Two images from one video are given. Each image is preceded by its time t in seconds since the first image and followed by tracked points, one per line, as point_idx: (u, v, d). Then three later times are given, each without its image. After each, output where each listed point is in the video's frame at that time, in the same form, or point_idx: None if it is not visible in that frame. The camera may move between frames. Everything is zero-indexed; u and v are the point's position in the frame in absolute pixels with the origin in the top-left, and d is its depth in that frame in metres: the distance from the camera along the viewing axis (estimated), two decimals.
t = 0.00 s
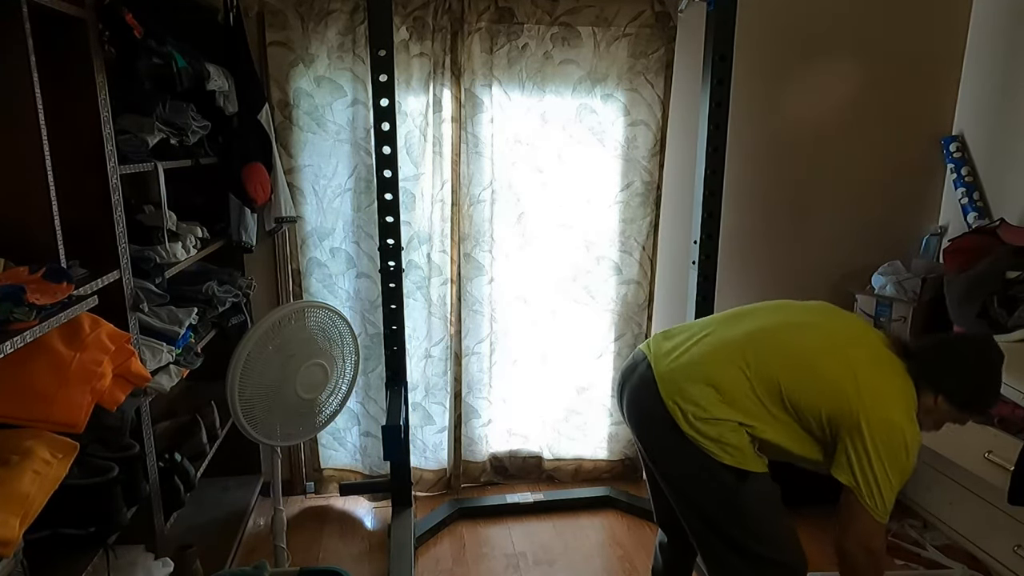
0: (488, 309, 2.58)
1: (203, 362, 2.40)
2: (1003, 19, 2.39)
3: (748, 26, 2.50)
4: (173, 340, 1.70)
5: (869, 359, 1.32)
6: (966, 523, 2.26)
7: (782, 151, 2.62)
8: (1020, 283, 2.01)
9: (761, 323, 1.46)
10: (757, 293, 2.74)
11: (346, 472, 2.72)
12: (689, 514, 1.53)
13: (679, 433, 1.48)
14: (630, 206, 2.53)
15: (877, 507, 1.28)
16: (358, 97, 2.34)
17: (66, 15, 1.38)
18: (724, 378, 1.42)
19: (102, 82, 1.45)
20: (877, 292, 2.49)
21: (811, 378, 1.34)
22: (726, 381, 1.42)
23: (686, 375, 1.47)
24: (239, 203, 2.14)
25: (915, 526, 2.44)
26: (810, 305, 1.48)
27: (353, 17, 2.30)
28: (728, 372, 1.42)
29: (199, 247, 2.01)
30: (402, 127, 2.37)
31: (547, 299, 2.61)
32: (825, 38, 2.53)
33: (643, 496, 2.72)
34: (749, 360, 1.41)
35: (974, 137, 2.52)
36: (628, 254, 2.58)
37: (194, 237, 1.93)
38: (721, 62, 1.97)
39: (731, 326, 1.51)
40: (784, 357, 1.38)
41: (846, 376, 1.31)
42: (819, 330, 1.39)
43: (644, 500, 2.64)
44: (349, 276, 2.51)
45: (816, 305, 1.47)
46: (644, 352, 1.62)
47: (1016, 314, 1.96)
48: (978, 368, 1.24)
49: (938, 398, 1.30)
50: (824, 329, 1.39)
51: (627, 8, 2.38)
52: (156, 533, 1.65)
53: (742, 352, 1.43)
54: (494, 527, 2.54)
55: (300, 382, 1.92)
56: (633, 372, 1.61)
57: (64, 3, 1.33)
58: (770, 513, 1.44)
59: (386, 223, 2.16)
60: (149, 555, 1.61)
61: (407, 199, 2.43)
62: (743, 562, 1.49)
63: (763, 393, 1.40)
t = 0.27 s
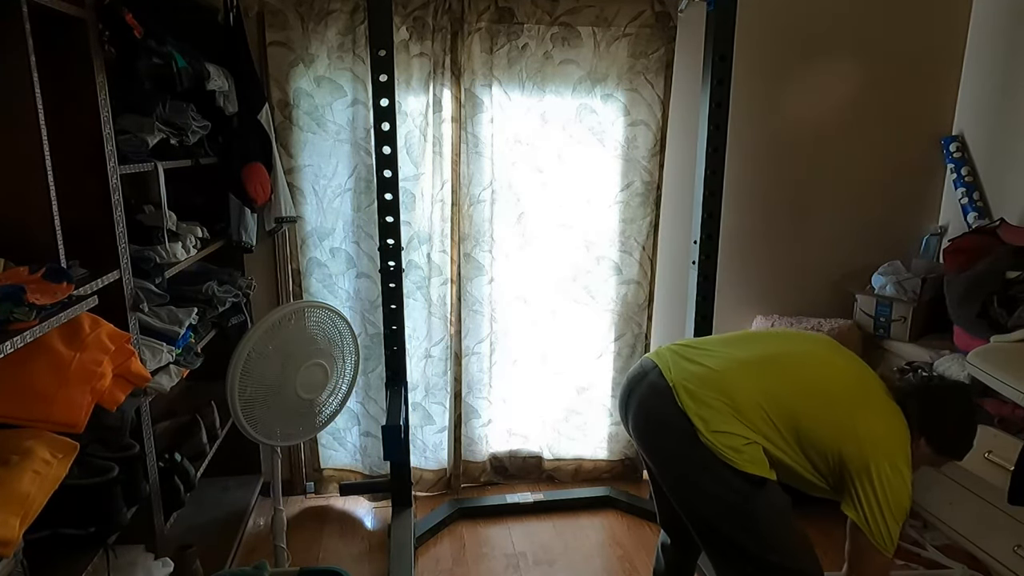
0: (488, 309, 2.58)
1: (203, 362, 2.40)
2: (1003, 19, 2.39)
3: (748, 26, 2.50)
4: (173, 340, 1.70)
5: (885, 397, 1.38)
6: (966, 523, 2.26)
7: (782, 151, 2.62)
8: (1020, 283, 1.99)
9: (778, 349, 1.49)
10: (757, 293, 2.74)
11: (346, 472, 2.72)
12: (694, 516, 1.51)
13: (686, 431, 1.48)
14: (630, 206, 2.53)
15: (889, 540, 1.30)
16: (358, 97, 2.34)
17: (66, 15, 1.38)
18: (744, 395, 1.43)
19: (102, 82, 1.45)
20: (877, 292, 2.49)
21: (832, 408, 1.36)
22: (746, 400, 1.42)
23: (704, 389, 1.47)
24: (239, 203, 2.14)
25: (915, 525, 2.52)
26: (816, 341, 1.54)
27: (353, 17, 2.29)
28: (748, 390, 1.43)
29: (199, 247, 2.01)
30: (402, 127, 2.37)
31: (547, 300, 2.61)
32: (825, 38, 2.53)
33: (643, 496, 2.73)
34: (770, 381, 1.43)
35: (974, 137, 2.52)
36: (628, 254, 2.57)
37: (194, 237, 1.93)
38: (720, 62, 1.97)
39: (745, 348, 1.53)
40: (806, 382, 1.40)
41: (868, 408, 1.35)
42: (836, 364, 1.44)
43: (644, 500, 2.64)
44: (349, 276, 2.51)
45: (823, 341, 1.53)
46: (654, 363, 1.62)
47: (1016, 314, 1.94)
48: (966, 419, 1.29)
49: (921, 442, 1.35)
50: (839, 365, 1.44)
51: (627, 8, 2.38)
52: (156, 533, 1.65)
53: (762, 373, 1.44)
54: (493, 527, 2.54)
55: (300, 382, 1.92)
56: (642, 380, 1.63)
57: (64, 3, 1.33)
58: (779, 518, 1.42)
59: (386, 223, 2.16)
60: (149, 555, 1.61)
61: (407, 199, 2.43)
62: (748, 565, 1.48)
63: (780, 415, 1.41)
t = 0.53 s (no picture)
0: (488, 309, 2.58)
1: (203, 362, 2.40)
2: (1003, 19, 2.39)
3: (748, 26, 2.50)
4: (173, 340, 1.70)
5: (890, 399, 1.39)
6: (965, 523, 2.26)
7: (782, 151, 2.62)
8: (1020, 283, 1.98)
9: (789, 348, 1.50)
10: (757, 293, 2.74)
11: (346, 472, 2.72)
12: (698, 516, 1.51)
13: (690, 430, 1.48)
14: (630, 206, 2.53)
15: (891, 541, 1.30)
16: (358, 97, 2.34)
17: (66, 15, 1.38)
18: (754, 392, 1.43)
19: (102, 82, 1.45)
20: (877, 292, 2.49)
21: (842, 407, 1.37)
22: (757, 396, 1.42)
23: (715, 384, 1.46)
24: (239, 203, 2.14)
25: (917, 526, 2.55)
26: (825, 342, 1.55)
27: (353, 17, 2.29)
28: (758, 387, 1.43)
29: (199, 247, 2.01)
30: (402, 127, 2.37)
31: (547, 299, 2.61)
32: (825, 38, 2.53)
33: (643, 496, 2.72)
34: (781, 379, 1.43)
35: (974, 137, 2.52)
36: (628, 254, 2.57)
37: (194, 237, 1.93)
38: (721, 62, 1.97)
39: (756, 346, 1.53)
40: (816, 381, 1.41)
41: (876, 409, 1.36)
42: (846, 366, 1.45)
43: (644, 500, 2.64)
44: (349, 276, 2.51)
45: (831, 343, 1.55)
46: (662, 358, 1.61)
47: (1016, 314, 1.94)
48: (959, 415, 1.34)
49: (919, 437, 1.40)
50: (849, 367, 1.45)
51: (627, 8, 2.38)
52: (156, 533, 1.65)
53: (773, 370, 1.44)
54: (493, 527, 2.54)
55: (300, 382, 1.92)
56: (648, 380, 1.60)
57: (64, 3, 1.33)
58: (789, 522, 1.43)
59: (386, 223, 2.16)
60: (149, 554, 1.61)
61: (407, 199, 2.43)
62: (750, 562, 1.48)
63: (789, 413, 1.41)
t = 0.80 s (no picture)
0: (488, 309, 2.58)
1: (203, 362, 2.40)
2: (1003, 20, 2.39)
3: (748, 26, 2.50)
4: (173, 340, 1.70)
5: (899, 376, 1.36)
6: (965, 523, 2.26)
7: (782, 151, 2.62)
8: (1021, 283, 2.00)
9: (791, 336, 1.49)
10: (757, 293, 2.74)
11: (346, 472, 2.72)
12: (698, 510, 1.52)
13: (691, 424, 1.48)
14: (630, 206, 2.53)
15: (908, 519, 1.25)
16: (358, 97, 2.34)
17: (66, 16, 1.38)
18: (756, 380, 1.42)
19: (102, 82, 1.45)
20: (877, 292, 2.49)
21: (846, 390, 1.35)
22: (758, 385, 1.42)
23: (716, 376, 1.46)
24: (239, 203, 2.14)
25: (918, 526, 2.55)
26: (829, 329, 1.54)
27: (353, 17, 2.29)
28: (760, 375, 1.42)
29: (199, 247, 2.01)
30: (402, 127, 2.38)
31: (547, 299, 2.61)
32: (825, 38, 2.53)
33: (643, 496, 2.72)
34: (782, 366, 1.42)
35: (974, 137, 2.52)
36: (628, 254, 2.57)
37: (194, 237, 1.93)
38: (721, 62, 1.97)
39: (759, 336, 1.53)
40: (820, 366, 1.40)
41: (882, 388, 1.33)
42: (851, 349, 1.43)
43: (644, 500, 2.64)
44: (349, 276, 2.51)
45: (838, 329, 1.53)
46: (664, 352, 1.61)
47: (1016, 314, 1.95)
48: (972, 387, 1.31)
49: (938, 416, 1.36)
50: (853, 349, 1.43)
51: (627, 8, 2.38)
52: (156, 533, 1.65)
53: (773, 358, 1.44)
54: (493, 527, 2.54)
55: (299, 382, 1.92)
56: (653, 373, 1.60)
57: (65, 3, 1.33)
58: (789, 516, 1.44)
59: (386, 223, 2.16)
60: (149, 555, 1.61)
61: (407, 199, 2.43)
62: (752, 557, 1.49)
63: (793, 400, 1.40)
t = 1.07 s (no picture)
0: (488, 309, 2.58)
1: (203, 362, 2.40)
2: (1003, 20, 2.39)
3: (748, 26, 2.50)
4: (173, 340, 1.70)
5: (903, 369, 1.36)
6: (965, 523, 2.26)
7: (783, 151, 2.62)
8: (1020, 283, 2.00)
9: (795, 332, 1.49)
10: (757, 293, 2.74)
11: (346, 472, 2.72)
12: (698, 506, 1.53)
13: (694, 420, 1.48)
14: (630, 206, 2.53)
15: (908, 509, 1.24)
16: (358, 97, 2.34)
17: (66, 16, 1.38)
18: (760, 377, 1.42)
19: (102, 82, 1.45)
20: (877, 292, 2.49)
21: (849, 383, 1.35)
22: (760, 382, 1.42)
23: (719, 373, 1.46)
24: (239, 203, 2.14)
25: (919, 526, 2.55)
26: (832, 325, 1.53)
27: (353, 17, 2.29)
28: (764, 371, 1.42)
29: (199, 247, 2.01)
30: (402, 127, 2.38)
31: (547, 299, 2.61)
32: (825, 38, 2.53)
33: (643, 496, 2.72)
34: (785, 362, 1.42)
35: (974, 137, 2.52)
36: (628, 254, 2.57)
37: (194, 237, 1.93)
38: (721, 62, 1.97)
39: (761, 333, 1.53)
40: (824, 361, 1.39)
41: (887, 379, 1.33)
42: (853, 344, 1.43)
43: (644, 500, 2.64)
44: (349, 276, 2.51)
45: (840, 325, 1.53)
46: (667, 350, 1.61)
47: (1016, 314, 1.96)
48: (978, 376, 1.32)
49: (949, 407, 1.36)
50: (857, 344, 1.42)
51: (627, 8, 2.38)
52: (155, 532, 1.66)
53: (776, 355, 1.44)
54: (493, 527, 2.54)
55: (299, 382, 1.92)
56: (658, 369, 1.60)
57: (65, 3, 1.33)
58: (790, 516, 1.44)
59: (386, 223, 2.16)
60: (149, 555, 1.61)
61: (407, 199, 2.44)
62: (752, 555, 1.48)
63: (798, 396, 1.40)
